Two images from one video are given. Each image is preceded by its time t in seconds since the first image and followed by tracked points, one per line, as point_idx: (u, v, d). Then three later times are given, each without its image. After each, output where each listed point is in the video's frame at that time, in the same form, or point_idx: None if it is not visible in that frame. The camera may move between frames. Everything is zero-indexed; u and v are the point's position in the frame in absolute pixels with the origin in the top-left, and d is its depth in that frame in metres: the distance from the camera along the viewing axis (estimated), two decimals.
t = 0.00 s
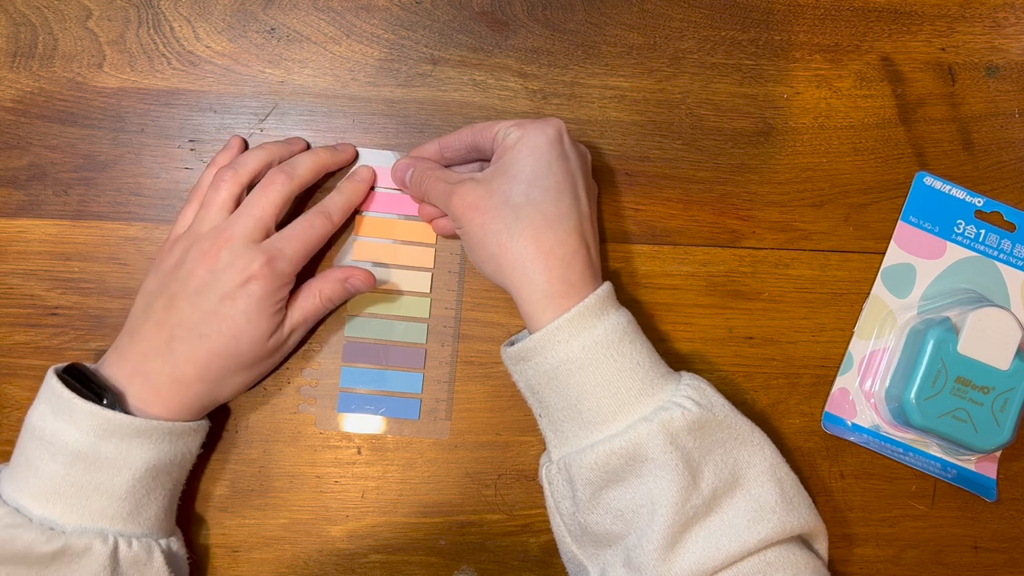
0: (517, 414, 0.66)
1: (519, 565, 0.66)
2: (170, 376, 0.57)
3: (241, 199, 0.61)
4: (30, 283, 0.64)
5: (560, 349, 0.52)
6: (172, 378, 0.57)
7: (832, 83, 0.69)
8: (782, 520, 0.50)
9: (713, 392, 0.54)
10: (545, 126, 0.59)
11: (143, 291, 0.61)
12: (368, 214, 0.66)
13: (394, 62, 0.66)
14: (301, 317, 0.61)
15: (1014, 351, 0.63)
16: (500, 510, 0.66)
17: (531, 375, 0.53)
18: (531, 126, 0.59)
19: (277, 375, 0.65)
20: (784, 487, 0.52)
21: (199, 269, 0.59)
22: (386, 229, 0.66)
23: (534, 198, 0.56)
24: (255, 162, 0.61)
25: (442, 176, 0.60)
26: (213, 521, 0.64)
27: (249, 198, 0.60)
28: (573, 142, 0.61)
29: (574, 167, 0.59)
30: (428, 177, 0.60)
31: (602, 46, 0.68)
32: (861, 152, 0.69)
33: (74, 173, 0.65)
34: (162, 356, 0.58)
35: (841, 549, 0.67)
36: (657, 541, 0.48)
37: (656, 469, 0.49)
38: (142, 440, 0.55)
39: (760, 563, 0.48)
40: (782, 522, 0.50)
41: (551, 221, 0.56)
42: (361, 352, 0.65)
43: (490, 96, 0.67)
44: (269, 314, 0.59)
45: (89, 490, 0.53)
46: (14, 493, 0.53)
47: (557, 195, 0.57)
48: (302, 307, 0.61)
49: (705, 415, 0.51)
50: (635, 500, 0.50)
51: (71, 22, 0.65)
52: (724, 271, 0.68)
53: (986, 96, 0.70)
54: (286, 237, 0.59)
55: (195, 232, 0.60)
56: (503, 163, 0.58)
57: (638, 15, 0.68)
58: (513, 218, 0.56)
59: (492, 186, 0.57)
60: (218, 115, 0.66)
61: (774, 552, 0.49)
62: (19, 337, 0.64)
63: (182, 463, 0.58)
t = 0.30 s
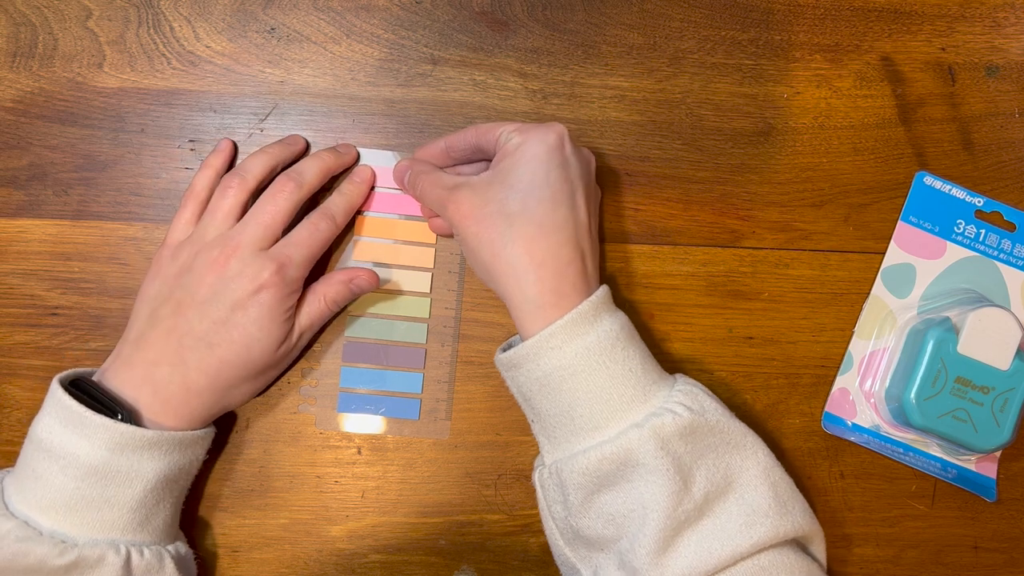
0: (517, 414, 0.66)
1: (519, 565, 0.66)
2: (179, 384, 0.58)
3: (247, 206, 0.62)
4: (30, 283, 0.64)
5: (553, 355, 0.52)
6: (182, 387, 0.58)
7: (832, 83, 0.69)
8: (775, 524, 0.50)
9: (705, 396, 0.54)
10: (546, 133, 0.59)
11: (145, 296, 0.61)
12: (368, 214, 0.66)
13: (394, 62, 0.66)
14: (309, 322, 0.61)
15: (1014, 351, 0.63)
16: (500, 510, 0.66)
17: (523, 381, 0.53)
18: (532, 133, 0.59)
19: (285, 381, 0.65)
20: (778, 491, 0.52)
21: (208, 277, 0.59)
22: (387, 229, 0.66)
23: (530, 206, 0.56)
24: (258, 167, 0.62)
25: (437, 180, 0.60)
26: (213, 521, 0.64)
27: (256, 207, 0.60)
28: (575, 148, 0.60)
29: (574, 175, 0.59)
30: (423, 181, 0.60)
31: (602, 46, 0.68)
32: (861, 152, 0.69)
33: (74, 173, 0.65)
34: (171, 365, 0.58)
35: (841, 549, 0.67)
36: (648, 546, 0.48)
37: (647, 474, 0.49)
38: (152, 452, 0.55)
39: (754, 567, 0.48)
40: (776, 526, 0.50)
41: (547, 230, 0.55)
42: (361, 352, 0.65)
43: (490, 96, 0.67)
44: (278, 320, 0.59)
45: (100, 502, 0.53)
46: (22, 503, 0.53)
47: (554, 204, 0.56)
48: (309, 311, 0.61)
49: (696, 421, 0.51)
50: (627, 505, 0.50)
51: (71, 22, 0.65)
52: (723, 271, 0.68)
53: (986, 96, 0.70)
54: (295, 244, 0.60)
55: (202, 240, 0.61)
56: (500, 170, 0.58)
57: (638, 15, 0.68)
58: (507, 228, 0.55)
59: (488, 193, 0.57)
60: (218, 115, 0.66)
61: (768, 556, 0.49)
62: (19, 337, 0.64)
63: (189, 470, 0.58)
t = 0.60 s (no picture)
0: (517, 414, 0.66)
1: (519, 565, 0.66)
2: (177, 386, 0.58)
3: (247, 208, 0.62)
4: (31, 283, 0.64)
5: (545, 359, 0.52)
6: (179, 388, 0.58)
7: (832, 83, 0.69)
8: (767, 527, 0.49)
9: (698, 399, 0.53)
10: (543, 137, 0.58)
11: (144, 298, 0.61)
12: (368, 214, 0.66)
13: (394, 62, 0.66)
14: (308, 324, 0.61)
15: (1014, 351, 0.63)
16: (500, 510, 0.66)
17: (515, 385, 0.53)
18: (529, 138, 0.58)
19: (285, 381, 0.65)
20: (771, 495, 0.52)
21: (207, 278, 0.59)
22: (387, 229, 0.66)
23: (524, 212, 0.56)
24: (258, 169, 0.62)
25: (434, 183, 0.60)
26: (213, 521, 0.64)
27: (256, 208, 0.61)
28: (573, 152, 0.60)
29: (569, 180, 0.58)
30: (421, 183, 0.60)
31: (602, 46, 0.68)
32: (861, 152, 0.69)
33: (74, 173, 0.65)
34: (169, 367, 0.58)
35: (841, 549, 0.67)
36: (639, 549, 0.48)
37: (638, 478, 0.49)
38: (148, 455, 0.54)
39: (746, 571, 0.48)
40: (768, 530, 0.50)
41: (541, 236, 0.55)
42: (361, 352, 0.65)
43: (490, 96, 0.67)
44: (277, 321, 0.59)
45: (96, 505, 0.53)
46: (18, 505, 0.53)
47: (549, 210, 0.56)
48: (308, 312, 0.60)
49: (687, 424, 0.51)
50: (618, 509, 0.50)
51: (71, 22, 0.65)
52: (723, 271, 0.68)
53: (986, 96, 0.70)
54: (293, 244, 0.60)
55: (201, 241, 0.61)
56: (496, 175, 0.58)
57: (638, 15, 0.68)
58: (501, 234, 0.55)
59: (482, 199, 0.57)
60: (218, 115, 0.66)
61: (761, 559, 0.49)
62: (19, 337, 0.64)
63: (186, 472, 0.58)
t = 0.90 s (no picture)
0: (517, 414, 0.66)
1: (519, 565, 0.66)
2: (174, 388, 0.58)
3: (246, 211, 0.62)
4: (30, 283, 0.64)
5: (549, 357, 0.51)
6: (177, 391, 0.58)
7: (832, 83, 0.69)
8: (772, 526, 0.50)
9: (702, 398, 0.54)
10: (548, 137, 0.58)
11: (143, 300, 0.61)
12: (368, 215, 0.65)
13: (394, 62, 0.66)
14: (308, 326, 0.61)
15: (1014, 351, 0.63)
16: (500, 510, 0.66)
17: (520, 384, 0.53)
18: (533, 138, 0.58)
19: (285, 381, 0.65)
20: (775, 493, 0.52)
21: (207, 281, 0.60)
22: (387, 229, 0.66)
23: (527, 211, 0.56)
24: (258, 172, 0.62)
25: (438, 181, 0.60)
26: (213, 521, 0.64)
27: (255, 211, 0.61)
28: (577, 152, 0.60)
29: (573, 180, 0.58)
30: (425, 181, 0.60)
31: (602, 46, 0.68)
32: (861, 152, 0.69)
33: (74, 173, 0.65)
34: (167, 368, 0.58)
35: (841, 549, 0.67)
36: (645, 547, 0.48)
37: (644, 476, 0.49)
38: (144, 458, 0.54)
39: (750, 570, 0.48)
40: (772, 528, 0.50)
41: (543, 235, 0.55)
42: (361, 352, 0.65)
43: (490, 96, 0.67)
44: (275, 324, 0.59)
45: (92, 508, 0.53)
46: (14, 509, 0.53)
47: (552, 210, 0.56)
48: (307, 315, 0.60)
49: (692, 422, 0.51)
50: (624, 507, 0.50)
51: (71, 22, 0.65)
52: (723, 271, 0.68)
53: (986, 96, 0.70)
54: (292, 246, 0.60)
55: (201, 244, 0.61)
56: (499, 174, 0.58)
57: (638, 15, 0.68)
58: (503, 233, 0.55)
59: (485, 198, 0.57)
60: (218, 115, 0.66)
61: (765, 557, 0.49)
62: (19, 337, 0.64)
63: (183, 475, 0.58)
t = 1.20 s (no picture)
0: (517, 414, 0.66)
1: (519, 565, 0.66)
2: (173, 390, 0.58)
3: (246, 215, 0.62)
4: (30, 283, 0.64)
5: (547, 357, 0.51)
6: (177, 394, 0.58)
7: (832, 83, 0.69)
8: (770, 525, 0.50)
9: (700, 398, 0.54)
10: (547, 137, 0.58)
11: (142, 303, 0.61)
12: (368, 215, 0.65)
13: (394, 62, 0.66)
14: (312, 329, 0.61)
15: (1014, 351, 0.63)
16: (500, 510, 0.66)
17: (518, 384, 0.53)
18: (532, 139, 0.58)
19: (285, 381, 0.65)
20: (773, 493, 0.52)
21: (207, 285, 0.60)
22: (387, 229, 0.66)
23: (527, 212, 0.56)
24: (257, 177, 0.62)
25: (437, 181, 0.60)
26: (213, 521, 0.64)
27: (256, 216, 0.61)
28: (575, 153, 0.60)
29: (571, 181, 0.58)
30: (425, 181, 0.60)
31: (602, 46, 0.68)
32: (861, 152, 0.69)
33: (74, 173, 0.65)
34: (166, 371, 0.58)
35: (841, 549, 0.67)
36: (643, 547, 0.48)
37: (641, 475, 0.49)
38: (141, 462, 0.54)
39: (748, 570, 0.48)
40: (771, 528, 0.50)
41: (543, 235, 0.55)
42: (361, 352, 0.65)
43: (490, 96, 0.67)
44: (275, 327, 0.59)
45: (88, 512, 0.53)
46: (11, 512, 0.53)
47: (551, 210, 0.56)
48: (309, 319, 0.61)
49: (691, 422, 0.51)
50: (622, 507, 0.50)
51: (72, 22, 0.65)
52: (723, 271, 0.68)
53: (986, 96, 0.70)
54: (293, 250, 0.60)
55: (201, 248, 0.61)
56: (498, 174, 0.58)
57: (638, 15, 0.68)
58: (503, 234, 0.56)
59: (484, 199, 0.57)
60: (218, 115, 0.66)
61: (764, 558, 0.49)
62: (19, 337, 0.64)
63: (180, 477, 0.58)
